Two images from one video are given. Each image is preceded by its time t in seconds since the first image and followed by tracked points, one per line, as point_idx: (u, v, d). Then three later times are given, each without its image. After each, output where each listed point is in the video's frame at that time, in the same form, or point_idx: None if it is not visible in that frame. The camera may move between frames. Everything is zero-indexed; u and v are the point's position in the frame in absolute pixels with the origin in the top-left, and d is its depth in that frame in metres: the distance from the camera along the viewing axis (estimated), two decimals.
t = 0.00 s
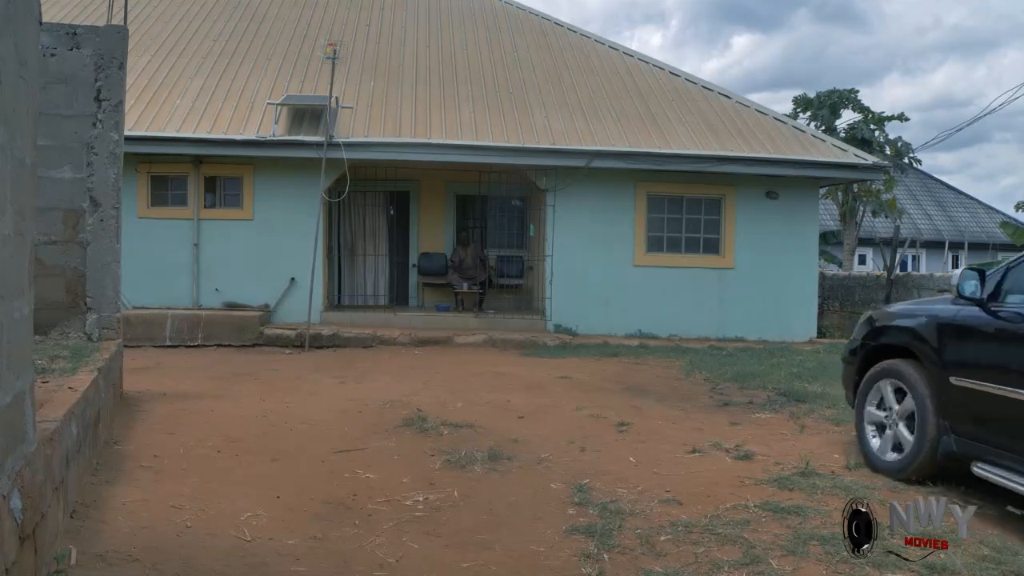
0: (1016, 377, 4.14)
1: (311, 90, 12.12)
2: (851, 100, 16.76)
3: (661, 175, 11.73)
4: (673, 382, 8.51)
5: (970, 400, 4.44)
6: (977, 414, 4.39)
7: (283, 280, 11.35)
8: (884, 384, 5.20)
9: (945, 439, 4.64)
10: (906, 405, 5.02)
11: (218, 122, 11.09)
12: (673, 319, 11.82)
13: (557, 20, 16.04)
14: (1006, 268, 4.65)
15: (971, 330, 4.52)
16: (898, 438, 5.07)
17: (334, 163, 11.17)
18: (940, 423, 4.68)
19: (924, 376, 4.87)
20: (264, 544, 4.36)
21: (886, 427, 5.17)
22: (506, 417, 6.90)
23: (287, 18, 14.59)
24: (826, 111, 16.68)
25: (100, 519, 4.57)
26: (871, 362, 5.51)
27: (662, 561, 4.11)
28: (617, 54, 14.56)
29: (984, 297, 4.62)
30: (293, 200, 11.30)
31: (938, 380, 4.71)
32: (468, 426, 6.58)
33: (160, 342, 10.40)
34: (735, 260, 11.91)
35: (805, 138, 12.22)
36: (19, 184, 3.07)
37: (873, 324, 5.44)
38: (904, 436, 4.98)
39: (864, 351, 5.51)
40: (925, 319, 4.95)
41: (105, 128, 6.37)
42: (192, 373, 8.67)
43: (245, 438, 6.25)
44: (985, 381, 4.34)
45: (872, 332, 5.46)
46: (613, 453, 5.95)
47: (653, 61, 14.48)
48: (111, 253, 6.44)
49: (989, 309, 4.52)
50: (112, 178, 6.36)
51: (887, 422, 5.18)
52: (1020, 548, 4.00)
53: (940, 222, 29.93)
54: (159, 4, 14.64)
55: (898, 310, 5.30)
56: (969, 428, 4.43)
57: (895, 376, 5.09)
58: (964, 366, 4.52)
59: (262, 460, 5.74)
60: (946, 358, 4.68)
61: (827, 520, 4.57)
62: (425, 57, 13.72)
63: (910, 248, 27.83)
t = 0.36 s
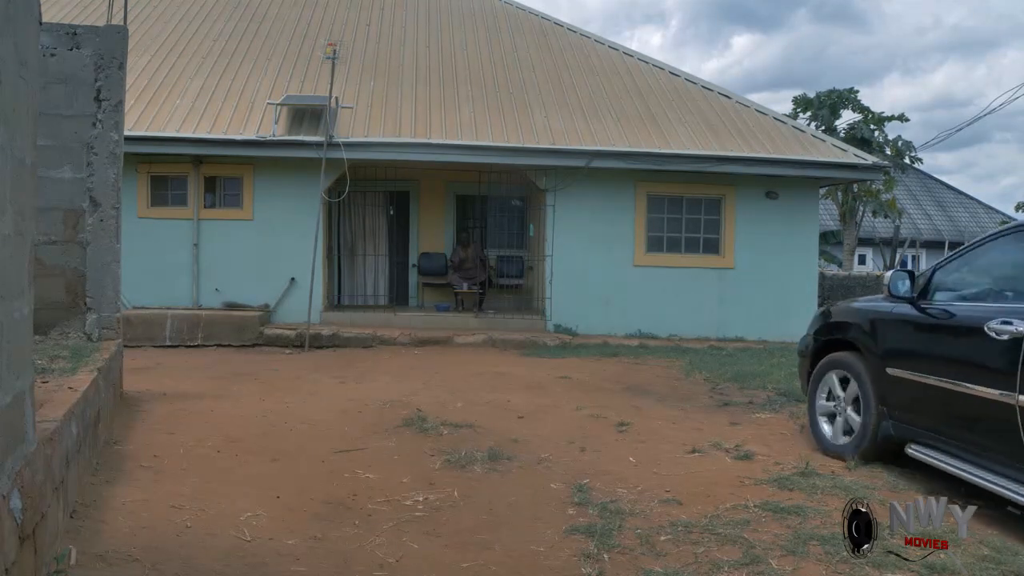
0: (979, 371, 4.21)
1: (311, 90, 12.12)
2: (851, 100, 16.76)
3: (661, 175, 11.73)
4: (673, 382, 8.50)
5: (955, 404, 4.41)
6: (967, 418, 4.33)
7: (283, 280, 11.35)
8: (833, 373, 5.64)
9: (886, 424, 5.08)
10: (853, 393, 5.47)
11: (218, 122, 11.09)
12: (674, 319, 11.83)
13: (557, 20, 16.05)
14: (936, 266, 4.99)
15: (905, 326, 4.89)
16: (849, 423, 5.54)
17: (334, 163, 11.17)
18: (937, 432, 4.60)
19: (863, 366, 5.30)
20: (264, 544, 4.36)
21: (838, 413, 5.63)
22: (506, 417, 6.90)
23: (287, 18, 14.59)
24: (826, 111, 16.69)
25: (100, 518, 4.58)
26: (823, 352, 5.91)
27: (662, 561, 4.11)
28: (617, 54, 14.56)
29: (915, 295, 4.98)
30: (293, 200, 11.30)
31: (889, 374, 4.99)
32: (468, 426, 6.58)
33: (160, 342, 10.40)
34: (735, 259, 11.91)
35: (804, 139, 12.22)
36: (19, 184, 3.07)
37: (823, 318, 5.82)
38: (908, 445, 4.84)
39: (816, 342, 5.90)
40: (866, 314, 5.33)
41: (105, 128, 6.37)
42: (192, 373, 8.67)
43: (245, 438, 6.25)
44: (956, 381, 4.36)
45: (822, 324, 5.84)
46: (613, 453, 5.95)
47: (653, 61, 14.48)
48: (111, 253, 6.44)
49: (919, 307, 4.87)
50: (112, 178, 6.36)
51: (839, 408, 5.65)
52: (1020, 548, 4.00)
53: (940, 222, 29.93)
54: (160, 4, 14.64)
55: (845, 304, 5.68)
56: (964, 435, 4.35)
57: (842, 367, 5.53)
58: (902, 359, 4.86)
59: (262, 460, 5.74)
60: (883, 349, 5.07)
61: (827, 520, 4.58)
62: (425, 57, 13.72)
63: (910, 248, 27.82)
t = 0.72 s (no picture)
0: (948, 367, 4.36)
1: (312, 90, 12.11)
2: (851, 99, 16.76)
3: (661, 175, 11.72)
4: (673, 382, 8.50)
5: (942, 403, 4.45)
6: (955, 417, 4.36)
7: (283, 280, 11.35)
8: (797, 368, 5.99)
9: (843, 413, 5.45)
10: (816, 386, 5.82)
11: (218, 122, 11.08)
12: (674, 319, 11.83)
13: (557, 20, 16.05)
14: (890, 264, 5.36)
15: (861, 321, 5.24)
16: (811, 413, 5.91)
17: (334, 163, 11.17)
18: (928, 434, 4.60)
19: (824, 360, 5.66)
20: (264, 544, 4.36)
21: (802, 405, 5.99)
22: (505, 417, 6.90)
23: (287, 18, 14.59)
24: (826, 111, 16.69)
25: (100, 519, 4.58)
26: (788, 347, 6.25)
27: (662, 561, 4.11)
28: (617, 54, 14.56)
29: (870, 292, 5.36)
30: (292, 200, 11.30)
31: (862, 372, 5.17)
32: (467, 426, 6.58)
33: (160, 342, 10.41)
34: (735, 259, 11.91)
35: (804, 139, 12.22)
36: (19, 184, 3.07)
37: (790, 315, 6.16)
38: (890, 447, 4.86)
39: (782, 338, 6.24)
40: (827, 311, 5.70)
41: (105, 128, 6.37)
42: (192, 373, 8.67)
43: (245, 438, 6.25)
44: (936, 377, 4.44)
45: (789, 321, 6.18)
46: (613, 453, 5.95)
47: (653, 61, 14.48)
48: (111, 253, 6.44)
49: (873, 303, 5.24)
50: (112, 178, 6.36)
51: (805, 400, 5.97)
52: (1020, 548, 4.00)
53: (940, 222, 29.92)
54: (160, 4, 14.64)
55: (810, 302, 6.03)
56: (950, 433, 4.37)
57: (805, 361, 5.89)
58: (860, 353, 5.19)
59: (262, 460, 5.74)
60: (840, 343, 5.44)
61: (827, 520, 4.58)
62: (425, 57, 13.71)
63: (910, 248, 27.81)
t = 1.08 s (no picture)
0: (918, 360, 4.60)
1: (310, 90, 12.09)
2: (850, 99, 16.75)
3: (659, 174, 11.71)
4: (672, 382, 8.51)
5: (937, 403, 4.49)
6: (948, 418, 4.39)
7: (281, 280, 11.34)
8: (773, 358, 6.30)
9: (815, 402, 5.78)
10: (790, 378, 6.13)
11: (216, 122, 11.07)
12: (672, 319, 11.84)
13: (556, 20, 16.05)
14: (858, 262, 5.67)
15: (833, 315, 5.55)
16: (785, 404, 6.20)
17: (333, 163, 11.16)
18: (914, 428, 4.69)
19: (800, 352, 5.98)
20: (262, 544, 4.36)
21: (775, 394, 6.31)
22: (504, 417, 6.90)
23: (286, 18, 14.57)
24: (825, 112, 16.69)
25: (98, 519, 4.58)
26: (766, 339, 6.57)
27: (661, 561, 4.11)
28: (616, 55, 14.56)
29: (841, 288, 5.67)
30: (291, 200, 11.29)
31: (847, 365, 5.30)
32: (466, 426, 6.58)
33: (158, 342, 10.40)
34: (733, 259, 11.91)
35: (803, 139, 12.21)
36: (18, 184, 3.07)
37: (768, 310, 6.47)
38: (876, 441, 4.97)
39: (762, 330, 6.55)
40: (803, 305, 6.02)
41: (103, 128, 6.37)
42: (191, 373, 8.66)
43: (243, 438, 6.25)
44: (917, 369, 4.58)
45: (767, 316, 6.50)
46: (611, 453, 5.95)
47: (652, 61, 14.47)
48: (109, 253, 6.44)
49: (844, 298, 5.55)
50: (110, 178, 6.36)
51: (782, 391, 6.26)
52: (1018, 548, 4.01)
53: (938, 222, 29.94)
54: (158, 5, 14.63)
55: (789, 297, 6.33)
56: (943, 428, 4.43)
57: (781, 353, 6.20)
58: (832, 345, 5.50)
59: (260, 460, 5.74)
60: (814, 336, 5.76)
61: (825, 520, 4.59)
62: (424, 57, 13.71)
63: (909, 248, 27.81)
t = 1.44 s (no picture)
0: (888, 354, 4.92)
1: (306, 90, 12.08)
2: (846, 99, 16.75)
3: (654, 173, 11.72)
4: (668, 381, 8.51)
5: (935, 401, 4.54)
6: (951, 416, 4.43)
7: (277, 280, 11.33)
8: (751, 353, 6.57)
9: (792, 396, 6.07)
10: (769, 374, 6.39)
11: (212, 122, 11.05)
12: (669, 319, 11.85)
13: (553, 20, 16.06)
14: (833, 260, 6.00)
15: (808, 310, 5.87)
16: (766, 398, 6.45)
17: (329, 163, 11.16)
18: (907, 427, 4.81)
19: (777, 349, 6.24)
20: (259, 544, 4.36)
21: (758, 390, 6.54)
22: (501, 417, 6.90)
23: (282, 18, 14.54)
24: (821, 112, 16.71)
25: (95, 519, 4.57)
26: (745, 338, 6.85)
27: (657, 561, 4.12)
28: (612, 54, 14.56)
29: (817, 285, 5.98)
30: (287, 199, 11.28)
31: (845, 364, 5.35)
32: (462, 426, 6.58)
33: (155, 342, 10.39)
34: (729, 259, 11.92)
35: (799, 139, 12.22)
36: (12, 184, 3.06)
37: (746, 309, 6.77)
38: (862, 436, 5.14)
39: (742, 325, 6.80)
40: (780, 302, 6.29)
41: (99, 128, 6.36)
42: (187, 373, 8.64)
43: (240, 438, 6.25)
44: (912, 367, 4.70)
45: (745, 315, 6.79)
46: (608, 453, 5.95)
47: (648, 61, 14.47)
48: (105, 253, 6.43)
49: (819, 294, 5.87)
50: (106, 178, 6.36)
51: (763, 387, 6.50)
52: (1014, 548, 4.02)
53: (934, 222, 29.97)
54: (154, 5, 14.60)
55: (769, 293, 6.59)
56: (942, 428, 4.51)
57: (760, 350, 6.47)
58: (807, 340, 5.80)
59: (256, 460, 5.74)
60: (791, 332, 6.05)
61: (822, 520, 4.60)
62: (420, 56, 13.69)
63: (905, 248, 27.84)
